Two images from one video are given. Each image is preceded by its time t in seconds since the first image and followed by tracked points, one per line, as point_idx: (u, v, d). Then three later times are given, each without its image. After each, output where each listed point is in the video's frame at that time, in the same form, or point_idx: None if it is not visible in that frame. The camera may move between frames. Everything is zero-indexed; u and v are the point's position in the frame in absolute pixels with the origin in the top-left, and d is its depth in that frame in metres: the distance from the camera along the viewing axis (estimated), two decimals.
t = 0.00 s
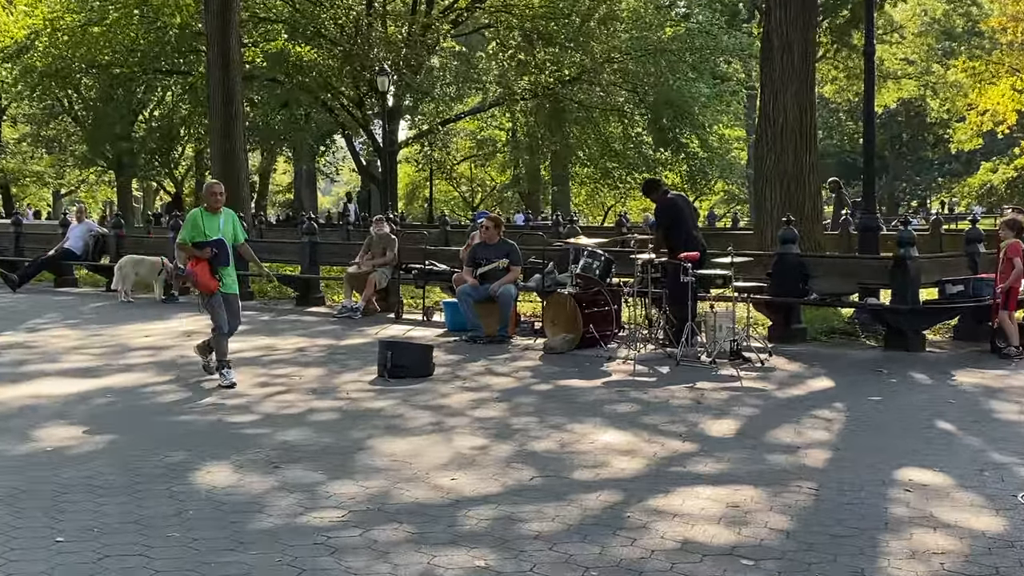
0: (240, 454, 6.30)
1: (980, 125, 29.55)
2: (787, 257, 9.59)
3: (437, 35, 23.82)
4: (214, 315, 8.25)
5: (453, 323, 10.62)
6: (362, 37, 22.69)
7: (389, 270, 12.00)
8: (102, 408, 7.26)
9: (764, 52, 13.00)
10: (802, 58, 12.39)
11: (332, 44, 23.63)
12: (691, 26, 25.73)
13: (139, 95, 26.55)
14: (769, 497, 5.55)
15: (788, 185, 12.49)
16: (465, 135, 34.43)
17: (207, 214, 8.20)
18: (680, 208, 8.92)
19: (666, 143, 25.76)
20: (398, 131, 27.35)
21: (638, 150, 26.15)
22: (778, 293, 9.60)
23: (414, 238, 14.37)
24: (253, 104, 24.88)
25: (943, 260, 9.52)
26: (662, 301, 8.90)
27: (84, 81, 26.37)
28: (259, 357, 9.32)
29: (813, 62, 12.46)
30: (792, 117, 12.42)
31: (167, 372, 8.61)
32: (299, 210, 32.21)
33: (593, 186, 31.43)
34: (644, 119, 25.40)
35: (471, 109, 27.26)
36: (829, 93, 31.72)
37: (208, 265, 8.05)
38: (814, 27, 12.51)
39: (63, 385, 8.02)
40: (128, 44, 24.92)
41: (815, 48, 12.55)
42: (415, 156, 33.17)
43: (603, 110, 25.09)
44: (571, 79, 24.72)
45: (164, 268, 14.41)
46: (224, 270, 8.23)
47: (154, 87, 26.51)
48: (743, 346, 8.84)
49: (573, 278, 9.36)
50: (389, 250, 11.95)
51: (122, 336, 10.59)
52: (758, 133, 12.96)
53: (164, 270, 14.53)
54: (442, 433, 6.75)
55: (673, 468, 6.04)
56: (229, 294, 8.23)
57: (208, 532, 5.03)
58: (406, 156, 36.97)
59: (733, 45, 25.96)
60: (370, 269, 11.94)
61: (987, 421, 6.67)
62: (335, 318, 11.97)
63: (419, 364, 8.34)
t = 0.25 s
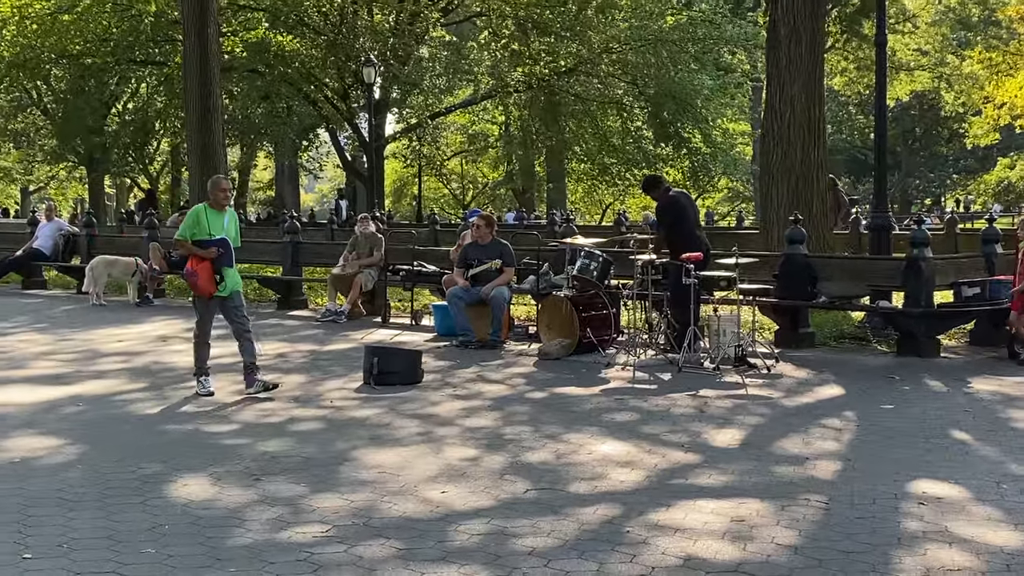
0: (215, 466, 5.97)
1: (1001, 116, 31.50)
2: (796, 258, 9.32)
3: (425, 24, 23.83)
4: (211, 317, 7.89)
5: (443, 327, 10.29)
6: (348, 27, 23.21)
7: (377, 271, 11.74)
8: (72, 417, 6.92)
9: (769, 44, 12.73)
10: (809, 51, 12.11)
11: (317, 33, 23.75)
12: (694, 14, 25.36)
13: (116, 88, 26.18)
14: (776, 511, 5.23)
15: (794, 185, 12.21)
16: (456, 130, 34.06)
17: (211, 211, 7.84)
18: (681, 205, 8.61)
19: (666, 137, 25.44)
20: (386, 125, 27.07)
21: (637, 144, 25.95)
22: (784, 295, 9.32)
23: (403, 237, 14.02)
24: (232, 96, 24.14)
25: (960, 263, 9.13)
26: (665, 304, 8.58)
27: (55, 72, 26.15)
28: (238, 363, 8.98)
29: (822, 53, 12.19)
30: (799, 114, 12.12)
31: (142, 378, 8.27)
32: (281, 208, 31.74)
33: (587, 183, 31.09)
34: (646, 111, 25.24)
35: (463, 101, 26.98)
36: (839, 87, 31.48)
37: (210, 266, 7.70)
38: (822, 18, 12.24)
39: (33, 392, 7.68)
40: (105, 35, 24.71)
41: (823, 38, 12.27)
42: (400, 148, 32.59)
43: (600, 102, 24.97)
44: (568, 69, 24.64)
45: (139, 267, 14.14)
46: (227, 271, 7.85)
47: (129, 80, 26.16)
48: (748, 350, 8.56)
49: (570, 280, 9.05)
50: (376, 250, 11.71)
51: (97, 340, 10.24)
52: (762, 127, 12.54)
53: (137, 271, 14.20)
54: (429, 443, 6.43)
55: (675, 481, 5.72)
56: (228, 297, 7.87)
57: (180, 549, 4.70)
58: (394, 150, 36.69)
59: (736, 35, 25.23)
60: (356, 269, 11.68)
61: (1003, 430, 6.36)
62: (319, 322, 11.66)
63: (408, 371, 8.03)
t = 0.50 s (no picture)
0: (197, 475, 5.73)
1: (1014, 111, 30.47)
2: (805, 258, 9.04)
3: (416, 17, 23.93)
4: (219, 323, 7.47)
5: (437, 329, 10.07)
6: (337, 19, 23.18)
7: (366, 272, 11.45)
8: (50, 423, 6.67)
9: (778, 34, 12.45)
10: (818, 41, 11.84)
11: (305, 25, 23.63)
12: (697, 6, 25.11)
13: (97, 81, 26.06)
14: (785, 522, 4.98)
15: (799, 178, 11.98)
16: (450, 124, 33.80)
17: (224, 211, 7.44)
18: (683, 203, 8.38)
19: (667, 132, 25.21)
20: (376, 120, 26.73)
21: (638, 140, 25.61)
22: (792, 298, 9.06)
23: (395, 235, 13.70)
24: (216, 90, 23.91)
25: (972, 263, 8.95)
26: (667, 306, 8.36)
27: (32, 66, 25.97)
28: (224, 367, 8.74)
29: (831, 43, 11.90)
30: (807, 105, 11.89)
31: (124, 383, 8.02)
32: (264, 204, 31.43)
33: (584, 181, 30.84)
34: (648, 106, 25.01)
35: (458, 96, 26.72)
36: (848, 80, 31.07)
37: (220, 269, 7.28)
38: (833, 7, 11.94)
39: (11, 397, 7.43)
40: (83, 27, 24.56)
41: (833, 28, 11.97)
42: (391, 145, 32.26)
43: (599, 96, 24.72)
44: (568, 61, 24.49)
45: (120, 268, 13.91)
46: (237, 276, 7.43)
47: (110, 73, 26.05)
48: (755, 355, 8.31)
49: (567, 281, 8.77)
50: (366, 249, 11.40)
51: (79, 343, 9.99)
52: (769, 121, 12.43)
53: (116, 272, 13.95)
54: (420, 451, 6.19)
55: (679, 490, 5.47)
56: (238, 302, 7.43)
57: (157, 563, 4.46)
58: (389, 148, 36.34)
59: (740, 27, 24.95)
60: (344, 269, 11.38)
61: (1019, 437, 6.13)
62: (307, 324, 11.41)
63: (400, 376, 7.79)
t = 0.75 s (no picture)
0: (189, 480, 5.62)
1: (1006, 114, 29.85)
2: (807, 260, 8.93)
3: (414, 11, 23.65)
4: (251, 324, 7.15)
5: (434, 331, 9.95)
6: (332, 14, 22.62)
7: (360, 273, 11.32)
8: (40, 428, 6.56)
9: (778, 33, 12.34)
10: (822, 40, 11.77)
11: (298, 21, 23.20)
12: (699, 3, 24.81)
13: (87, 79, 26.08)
14: (788, 528, 4.86)
15: (804, 179, 11.85)
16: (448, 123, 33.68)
17: (241, 207, 7.11)
18: (683, 203, 8.26)
19: (667, 131, 25.07)
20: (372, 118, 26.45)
21: (637, 138, 25.57)
22: (795, 300, 8.95)
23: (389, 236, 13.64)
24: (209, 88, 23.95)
25: (980, 265, 8.87)
26: (668, 309, 8.26)
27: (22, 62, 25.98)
28: (216, 370, 8.63)
29: (834, 42, 11.83)
30: (812, 104, 11.77)
31: (116, 387, 7.91)
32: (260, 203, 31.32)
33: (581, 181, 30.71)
34: (647, 104, 24.90)
35: (455, 95, 26.52)
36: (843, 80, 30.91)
37: (241, 268, 6.94)
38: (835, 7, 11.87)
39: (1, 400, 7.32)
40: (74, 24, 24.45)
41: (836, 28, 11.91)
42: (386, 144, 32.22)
43: (599, 94, 24.64)
44: (567, 58, 24.26)
45: (108, 269, 13.80)
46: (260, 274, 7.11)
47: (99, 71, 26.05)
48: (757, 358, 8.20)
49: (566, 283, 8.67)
50: (360, 250, 11.29)
51: (71, 346, 9.88)
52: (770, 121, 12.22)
53: (104, 274, 13.81)
54: (416, 456, 6.08)
55: (679, 496, 5.36)
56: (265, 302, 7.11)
57: (144, 571, 4.33)
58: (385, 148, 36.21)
59: (744, 22, 24.47)
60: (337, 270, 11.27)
61: None
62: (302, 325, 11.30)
63: (396, 379, 7.68)
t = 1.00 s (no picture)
0: (212, 467, 6.02)
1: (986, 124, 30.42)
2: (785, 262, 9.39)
3: (420, 30, 24.00)
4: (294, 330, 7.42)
5: (437, 330, 10.39)
6: (343, 33, 23.18)
7: (371, 275, 11.76)
8: (69, 418, 6.96)
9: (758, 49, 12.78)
10: (799, 55, 12.20)
11: (311, 39, 23.52)
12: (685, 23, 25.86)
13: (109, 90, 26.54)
14: (767, 513, 5.28)
15: (786, 188, 12.27)
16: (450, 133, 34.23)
17: (285, 217, 7.39)
18: (671, 209, 8.68)
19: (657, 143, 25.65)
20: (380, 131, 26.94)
21: (629, 150, 26.26)
22: (775, 301, 9.39)
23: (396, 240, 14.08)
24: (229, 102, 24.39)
25: (946, 267, 9.22)
26: (656, 308, 8.69)
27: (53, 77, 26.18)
28: (232, 367, 9.03)
29: (810, 57, 12.27)
30: (789, 118, 12.24)
31: (138, 380, 8.31)
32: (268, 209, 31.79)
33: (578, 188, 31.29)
34: (636, 117, 25.26)
35: (456, 108, 27.02)
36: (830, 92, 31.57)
37: (287, 276, 7.23)
38: (812, 24, 12.31)
39: (30, 393, 7.71)
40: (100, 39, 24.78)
41: (813, 44, 12.34)
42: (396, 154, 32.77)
43: (593, 108, 25.13)
44: (558, 76, 24.73)
45: (136, 271, 14.22)
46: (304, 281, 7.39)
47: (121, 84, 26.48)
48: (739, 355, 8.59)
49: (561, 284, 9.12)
50: (371, 253, 11.75)
51: (90, 343, 10.29)
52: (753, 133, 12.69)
53: (134, 276, 14.24)
54: (423, 446, 6.49)
55: (667, 484, 5.77)
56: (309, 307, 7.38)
57: (177, 550, 4.74)
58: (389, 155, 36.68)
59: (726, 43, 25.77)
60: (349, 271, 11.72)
61: (993, 434, 6.43)
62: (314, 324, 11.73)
63: (402, 374, 8.09)
